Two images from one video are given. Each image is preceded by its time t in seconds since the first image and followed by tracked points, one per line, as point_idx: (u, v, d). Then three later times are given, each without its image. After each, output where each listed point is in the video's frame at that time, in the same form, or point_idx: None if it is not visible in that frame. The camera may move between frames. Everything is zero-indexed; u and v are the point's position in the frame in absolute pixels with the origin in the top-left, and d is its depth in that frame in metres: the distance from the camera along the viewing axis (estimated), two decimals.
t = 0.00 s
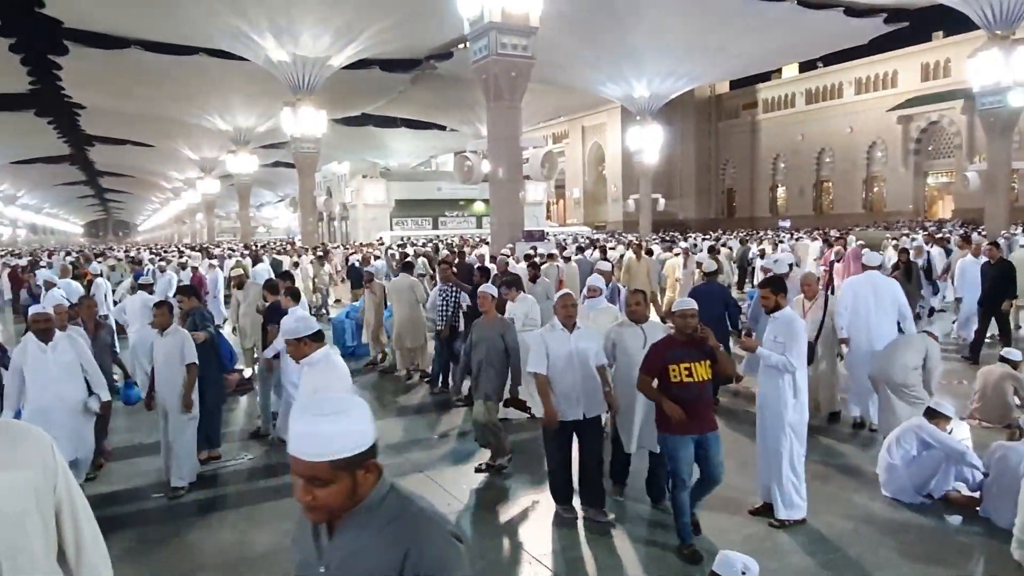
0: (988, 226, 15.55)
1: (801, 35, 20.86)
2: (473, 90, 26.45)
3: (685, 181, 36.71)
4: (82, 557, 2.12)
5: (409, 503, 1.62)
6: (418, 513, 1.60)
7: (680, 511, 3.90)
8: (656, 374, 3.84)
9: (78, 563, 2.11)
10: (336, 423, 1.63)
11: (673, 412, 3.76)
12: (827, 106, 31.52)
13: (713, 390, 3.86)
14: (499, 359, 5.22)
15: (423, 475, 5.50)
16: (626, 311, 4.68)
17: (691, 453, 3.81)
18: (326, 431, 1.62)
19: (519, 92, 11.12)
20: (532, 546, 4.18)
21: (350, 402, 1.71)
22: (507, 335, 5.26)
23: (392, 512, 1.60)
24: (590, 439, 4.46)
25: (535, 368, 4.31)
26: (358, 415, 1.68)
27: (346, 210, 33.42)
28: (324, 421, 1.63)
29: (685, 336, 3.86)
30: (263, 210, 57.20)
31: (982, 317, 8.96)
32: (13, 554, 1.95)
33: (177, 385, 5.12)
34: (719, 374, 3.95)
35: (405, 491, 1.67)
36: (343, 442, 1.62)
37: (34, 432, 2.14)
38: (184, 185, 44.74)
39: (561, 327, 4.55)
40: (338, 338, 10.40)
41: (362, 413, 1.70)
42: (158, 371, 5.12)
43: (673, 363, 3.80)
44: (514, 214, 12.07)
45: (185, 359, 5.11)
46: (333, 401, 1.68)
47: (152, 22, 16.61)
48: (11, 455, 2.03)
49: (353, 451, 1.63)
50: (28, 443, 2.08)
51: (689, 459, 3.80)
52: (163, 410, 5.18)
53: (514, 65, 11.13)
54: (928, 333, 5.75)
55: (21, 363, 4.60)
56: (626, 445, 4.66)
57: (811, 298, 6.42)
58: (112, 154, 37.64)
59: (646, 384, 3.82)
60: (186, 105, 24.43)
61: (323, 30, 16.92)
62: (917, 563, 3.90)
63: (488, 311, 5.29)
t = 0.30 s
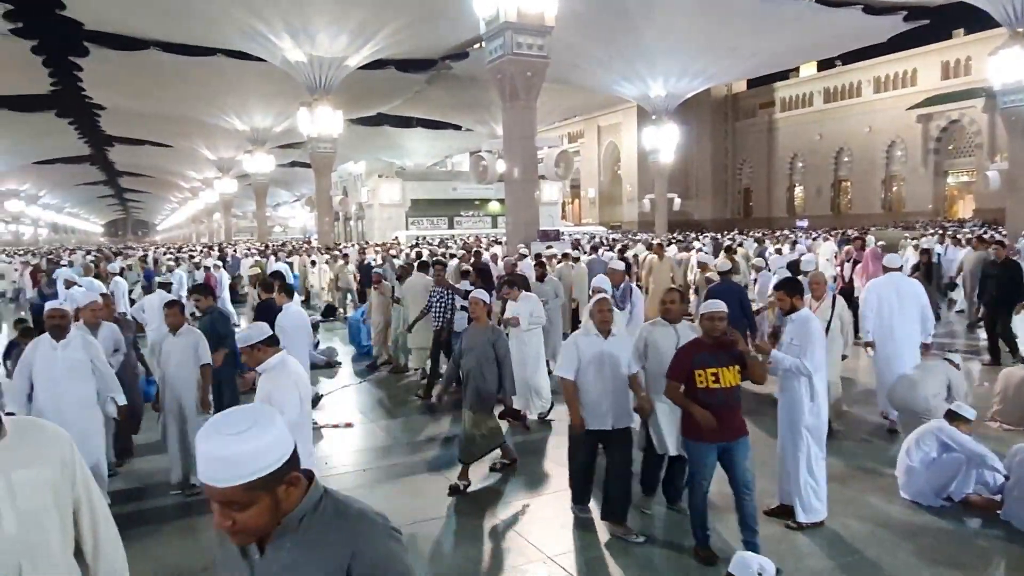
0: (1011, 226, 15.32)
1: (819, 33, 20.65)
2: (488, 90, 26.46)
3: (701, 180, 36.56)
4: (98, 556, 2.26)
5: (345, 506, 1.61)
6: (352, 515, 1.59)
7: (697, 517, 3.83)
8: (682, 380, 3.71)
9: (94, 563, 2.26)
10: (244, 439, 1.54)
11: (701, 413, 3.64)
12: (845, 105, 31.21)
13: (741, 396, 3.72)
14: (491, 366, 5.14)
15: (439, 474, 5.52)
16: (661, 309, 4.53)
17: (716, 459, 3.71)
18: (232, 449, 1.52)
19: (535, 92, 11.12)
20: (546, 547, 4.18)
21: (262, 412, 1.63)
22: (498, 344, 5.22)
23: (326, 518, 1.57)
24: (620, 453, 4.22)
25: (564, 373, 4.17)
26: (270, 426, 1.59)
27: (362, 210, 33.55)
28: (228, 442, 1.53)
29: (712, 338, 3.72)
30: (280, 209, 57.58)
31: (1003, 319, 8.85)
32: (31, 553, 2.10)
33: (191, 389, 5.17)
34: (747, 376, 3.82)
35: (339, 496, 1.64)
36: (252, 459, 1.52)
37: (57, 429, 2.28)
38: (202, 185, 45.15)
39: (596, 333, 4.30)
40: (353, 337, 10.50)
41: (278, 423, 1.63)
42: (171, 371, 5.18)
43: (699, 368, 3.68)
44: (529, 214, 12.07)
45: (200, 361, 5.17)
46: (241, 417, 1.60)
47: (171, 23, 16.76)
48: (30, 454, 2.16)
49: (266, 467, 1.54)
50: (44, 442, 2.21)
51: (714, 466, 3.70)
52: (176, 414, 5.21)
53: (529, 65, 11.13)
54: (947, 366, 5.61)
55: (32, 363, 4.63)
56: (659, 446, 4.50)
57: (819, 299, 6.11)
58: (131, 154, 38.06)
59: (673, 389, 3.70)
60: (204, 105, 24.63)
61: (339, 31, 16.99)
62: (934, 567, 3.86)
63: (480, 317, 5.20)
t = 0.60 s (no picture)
0: None
1: (836, 29, 20.46)
2: (502, 88, 26.47)
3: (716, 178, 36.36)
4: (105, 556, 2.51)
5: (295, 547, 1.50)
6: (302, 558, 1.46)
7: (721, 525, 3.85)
8: (722, 387, 3.58)
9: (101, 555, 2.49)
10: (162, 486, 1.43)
11: (733, 430, 3.56)
12: (862, 102, 30.93)
13: (782, 406, 3.60)
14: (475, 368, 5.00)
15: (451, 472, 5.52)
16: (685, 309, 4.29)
17: (752, 471, 3.62)
18: (150, 500, 1.41)
19: (549, 90, 11.11)
20: (559, 546, 4.16)
21: (186, 451, 1.51)
22: (484, 347, 5.05)
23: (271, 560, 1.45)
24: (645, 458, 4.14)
25: (588, 368, 4.13)
26: (196, 466, 1.47)
27: (377, 208, 33.64)
28: (145, 492, 1.42)
29: (755, 343, 3.59)
30: (295, 208, 57.89)
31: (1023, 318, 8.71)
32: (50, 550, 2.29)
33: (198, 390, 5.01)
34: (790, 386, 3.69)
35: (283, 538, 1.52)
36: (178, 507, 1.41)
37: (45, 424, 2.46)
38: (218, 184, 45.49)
39: (631, 332, 4.22)
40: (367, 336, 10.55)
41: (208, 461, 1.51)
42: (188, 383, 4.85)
43: (740, 374, 3.56)
44: (543, 213, 12.06)
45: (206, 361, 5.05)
46: (159, 462, 1.48)
47: (187, 23, 16.88)
48: (39, 455, 2.36)
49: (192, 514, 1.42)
50: (45, 441, 2.41)
51: (747, 479, 3.62)
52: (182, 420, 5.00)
53: (543, 62, 11.11)
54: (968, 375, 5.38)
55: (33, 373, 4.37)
56: (691, 456, 4.21)
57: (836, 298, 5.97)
58: (148, 153, 38.39)
59: (714, 396, 3.56)
60: (219, 104, 24.78)
61: (354, 30, 17.06)
62: (953, 569, 3.80)
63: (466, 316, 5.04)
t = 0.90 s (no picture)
0: None
1: (883, 25, 19.97)
2: (540, 89, 26.43)
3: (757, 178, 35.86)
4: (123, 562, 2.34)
5: None
6: None
7: (794, 555, 3.46)
8: (789, 391, 3.43)
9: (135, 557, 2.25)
10: (77, 526, 1.25)
11: (778, 454, 3.48)
12: (909, 99, 30.17)
13: (854, 411, 3.43)
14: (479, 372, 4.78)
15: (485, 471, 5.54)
16: (727, 315, 4.09)
17: (830, 480, 3.40)
18: (75, 539, 1.23)
19: (587, 90, 11.07)
20: (597, 548, 4.14)
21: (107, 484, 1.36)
22: (487, 353, 4.80)
23: None
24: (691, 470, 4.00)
25: (637, 373, 4.07)
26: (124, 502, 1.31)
27: (414, 209, 33.88)
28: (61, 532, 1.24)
29: (824, 345, 3.42)
30: (335, 209, 58.68)
31: None
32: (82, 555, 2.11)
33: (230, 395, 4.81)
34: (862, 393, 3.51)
35: None
36: (104, 546, 1.23)
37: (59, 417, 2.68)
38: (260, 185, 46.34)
39: (684, 339, 4.05)
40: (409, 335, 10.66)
41: (135, 495, 1.37)
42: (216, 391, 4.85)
43: (810, 378, 3.40)
44: (580, 213, 12.03)
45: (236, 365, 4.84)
46: (68, 499, 1.31)
47: (231, 27, 17.22)
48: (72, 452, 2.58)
49: (117, 556, 1.24)
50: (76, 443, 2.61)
51: (829, 490, 3.39)
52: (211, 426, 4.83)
53: (580, 62, 11.08)
54: None
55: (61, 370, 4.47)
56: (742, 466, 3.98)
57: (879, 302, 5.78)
58: (193, 156, 39.28)
59: (780, 398, 3.42)
60: (262, 107, 25.19)
61: (393, 32, 17.22)
62: None
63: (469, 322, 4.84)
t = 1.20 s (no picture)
0: None
1: (928, 20, 19.46)
2: (576, 89, 26.35)
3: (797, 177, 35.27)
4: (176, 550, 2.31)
5: None
6: None
7: None
8: (858, 406, 3.16)
9: (172, 543, 2.31)
10: (19, 543, 1.24)
11: (847, 473, 3.21)
12: (956, 94, 29.37)
13: (931, 430, 3.13)
14: (486, 382, 4.68)
15: (521, 473, 5.53)
16: (779, 321, 3.91)
17: (908, 501, 3.12)
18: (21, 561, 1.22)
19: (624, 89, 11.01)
20: (637, 552, 4.09)
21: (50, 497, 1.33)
22: (495, 358, 4.71)
23: None
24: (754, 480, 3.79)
25: (688, 392, 3.77)
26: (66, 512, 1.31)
27: (451, 210, 34.05)
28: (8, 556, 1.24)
29: (895, 358, 3.15)
30: (372, 210, 59.33)
31: None
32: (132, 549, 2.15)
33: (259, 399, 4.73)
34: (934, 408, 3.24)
35: None
36: (54, 562, 1.23)
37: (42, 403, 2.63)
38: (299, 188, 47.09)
39: (733, 347, 3.81)
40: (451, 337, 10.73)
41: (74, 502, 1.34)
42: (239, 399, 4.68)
43: (883, 394, 3.12)
44: (617, 214, 11.97)
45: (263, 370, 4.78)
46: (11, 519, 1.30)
47: (271, 33, 17.53)
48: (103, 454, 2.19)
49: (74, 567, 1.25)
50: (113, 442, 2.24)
51: (909, 513, 3.10)
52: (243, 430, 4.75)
53: (617, 62, 11.01)
54: None
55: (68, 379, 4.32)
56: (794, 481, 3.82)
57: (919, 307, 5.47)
58: (235, 159, 40.07)
59: (848, 414, 3.15)
60: (301, 111, 25.54)
61: (430, 34, 17.34)
62: None
63: (475, 326, 4.70)
